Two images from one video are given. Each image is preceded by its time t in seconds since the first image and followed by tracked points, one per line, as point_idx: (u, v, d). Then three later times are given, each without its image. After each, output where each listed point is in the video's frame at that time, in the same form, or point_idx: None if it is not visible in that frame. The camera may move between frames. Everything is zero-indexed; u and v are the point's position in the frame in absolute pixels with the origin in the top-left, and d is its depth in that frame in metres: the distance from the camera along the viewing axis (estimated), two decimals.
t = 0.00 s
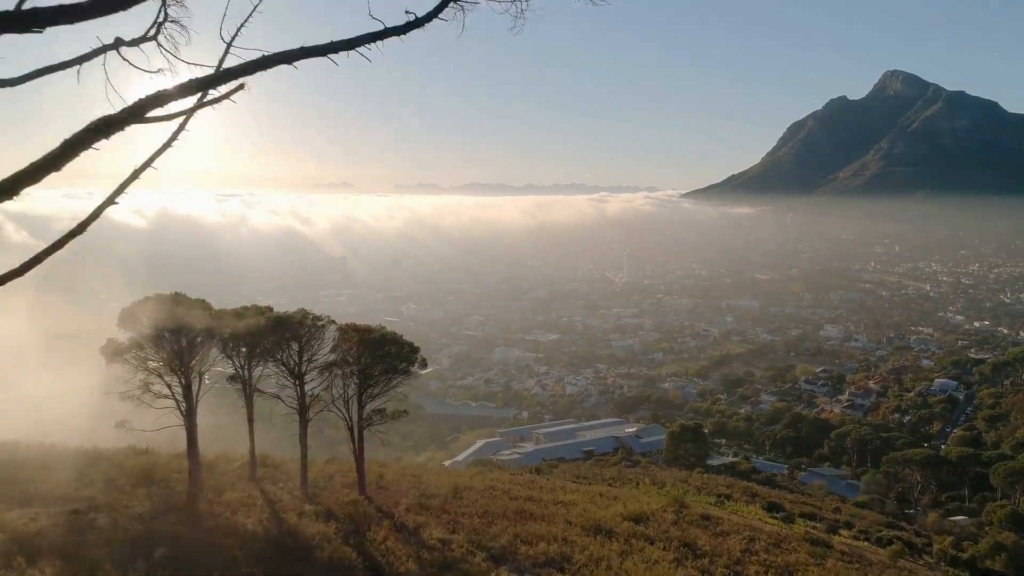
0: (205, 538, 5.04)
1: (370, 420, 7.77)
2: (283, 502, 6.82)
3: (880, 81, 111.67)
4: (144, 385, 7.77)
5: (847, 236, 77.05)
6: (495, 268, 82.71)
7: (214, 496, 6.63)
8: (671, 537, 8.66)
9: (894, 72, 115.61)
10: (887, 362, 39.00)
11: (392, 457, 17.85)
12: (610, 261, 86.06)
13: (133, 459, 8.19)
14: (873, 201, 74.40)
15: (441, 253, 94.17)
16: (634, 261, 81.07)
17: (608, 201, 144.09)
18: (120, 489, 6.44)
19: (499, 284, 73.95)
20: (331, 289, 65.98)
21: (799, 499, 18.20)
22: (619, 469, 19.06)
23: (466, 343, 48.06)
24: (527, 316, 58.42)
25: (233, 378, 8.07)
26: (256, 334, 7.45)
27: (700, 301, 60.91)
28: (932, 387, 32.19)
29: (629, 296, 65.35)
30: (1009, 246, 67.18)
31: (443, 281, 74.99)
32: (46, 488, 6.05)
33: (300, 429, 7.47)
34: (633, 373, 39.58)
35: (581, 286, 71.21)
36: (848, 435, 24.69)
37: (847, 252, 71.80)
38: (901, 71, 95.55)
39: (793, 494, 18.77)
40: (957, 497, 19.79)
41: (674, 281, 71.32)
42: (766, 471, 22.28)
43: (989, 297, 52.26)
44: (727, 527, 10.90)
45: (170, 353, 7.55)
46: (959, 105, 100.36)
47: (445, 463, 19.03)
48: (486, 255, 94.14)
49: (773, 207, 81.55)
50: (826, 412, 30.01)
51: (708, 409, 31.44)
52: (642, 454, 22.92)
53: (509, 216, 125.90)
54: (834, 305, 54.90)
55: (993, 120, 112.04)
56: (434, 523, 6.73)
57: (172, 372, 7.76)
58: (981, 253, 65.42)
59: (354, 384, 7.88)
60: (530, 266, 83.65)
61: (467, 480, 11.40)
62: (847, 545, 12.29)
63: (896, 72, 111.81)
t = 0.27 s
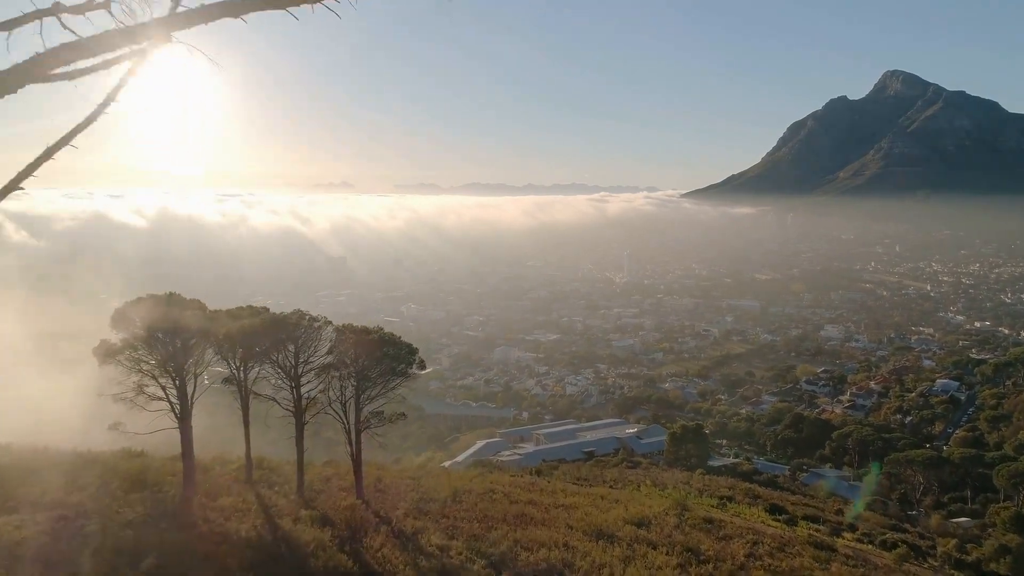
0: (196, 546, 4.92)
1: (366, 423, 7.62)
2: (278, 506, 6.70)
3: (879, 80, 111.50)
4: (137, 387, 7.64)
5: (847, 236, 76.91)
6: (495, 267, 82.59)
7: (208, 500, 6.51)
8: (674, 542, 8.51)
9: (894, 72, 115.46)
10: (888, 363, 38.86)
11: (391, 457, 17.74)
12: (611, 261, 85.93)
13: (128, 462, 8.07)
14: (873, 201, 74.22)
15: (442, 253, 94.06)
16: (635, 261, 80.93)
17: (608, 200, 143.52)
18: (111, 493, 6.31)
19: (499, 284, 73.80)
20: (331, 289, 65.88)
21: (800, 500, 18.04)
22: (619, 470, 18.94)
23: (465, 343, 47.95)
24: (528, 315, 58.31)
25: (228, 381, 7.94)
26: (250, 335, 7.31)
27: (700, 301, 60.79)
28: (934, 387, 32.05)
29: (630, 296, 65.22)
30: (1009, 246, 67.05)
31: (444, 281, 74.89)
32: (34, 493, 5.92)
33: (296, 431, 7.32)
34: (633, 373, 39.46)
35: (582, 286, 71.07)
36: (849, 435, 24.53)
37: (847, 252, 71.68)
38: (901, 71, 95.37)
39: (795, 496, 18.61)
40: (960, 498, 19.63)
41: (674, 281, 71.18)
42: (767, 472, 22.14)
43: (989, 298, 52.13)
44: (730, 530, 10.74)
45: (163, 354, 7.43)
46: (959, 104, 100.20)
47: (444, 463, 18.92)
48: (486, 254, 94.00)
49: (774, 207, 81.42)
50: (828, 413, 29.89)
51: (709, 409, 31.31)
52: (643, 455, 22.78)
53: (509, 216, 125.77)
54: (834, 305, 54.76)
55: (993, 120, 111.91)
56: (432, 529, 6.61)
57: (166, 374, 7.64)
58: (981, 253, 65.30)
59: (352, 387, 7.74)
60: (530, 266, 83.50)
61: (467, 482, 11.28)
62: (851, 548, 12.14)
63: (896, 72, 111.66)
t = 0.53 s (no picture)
0: (185, 556, 4.79)
1: (364, 425, 7.49)
2: (275, 512, 6.58)
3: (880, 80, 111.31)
4: (131, 389, 7.53)
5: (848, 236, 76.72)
6: (496, 268, 82.28)
7: (202, 505, 6.39)
8: (675, 545, 8.41)
9: (894, 73, 115.26)
10: (889, 363, 38.71)
11: (390, 458, 17.63)
12: (611, 261, 85.72)
13: (122, 465, 7.96)
14: (873, 201, 74.03)
15: (442, 253, 93.78)
16: (635, 261, 80.74)
17: (609, 200, 143.31)
18: (103, 498, 6.18)
19: (500, 284, 73.58)
20: (331, 289, 65.83)
21: (803, 502, 17.89)
22: (619, 472, 18.82)
23: (466, 343, 47.84)
24: (528, 316, 58.14)
25: (224, 383, 7.82)
26: (246, 337, 7.19)
27: (701, 301, 60.62)
28: (936, 388, 31.89)
29: (630, 296, 65.07)
30: (1010, 246, 66.82)
31: (444, 281, 74.83)
32: (23, 498, 5.79)
33: (293, 434, 7.22)
34: (634, 373, 39.35)
35: (582, 286, 70.98)
36: (851, 436, 24.39)
37: (848, 252, 71.48)
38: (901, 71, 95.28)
39: (797, 497, 18.49)
40: (962, 499, 19.51)
41: (675, 280, 70.97)
42: (769, 473, 22.00)
43: (990, 297, 51.97)
44: (732, 533, 10.62)
45: (158, 355, 7.32)
46: (959, 105, 99.97)
47: (443, 464, 18.82)
48: (487, 255, 93.76)
49: (774, 207, 81.24)
50: (828, 413, 29.79)
51: (709, 410, 31.20)
52: (644, 456, 22.66)
53: (510, 216, 125.69)
54: (835, 305, 54.59)
55: (993, 120, 111.61)
56: (431, 534, 6.49)
57: (161, 376, 7.53)
58: (982, 253, 65.08)
59: (350, 389, 7.62)
60: (530, 266, 83.25)
61: (466, 485, 11.13)
62: (854, 551, 11.99)
63: (896, 72, 111.52)
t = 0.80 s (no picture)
0: (174, 567, 4.63)
1: (362, 429, 7.34)
2: (270, 518, 6.44)
3: (880, 80, 111.11)
4: (125, 392, 7.40)
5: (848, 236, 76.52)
6: (496, 268, 82.10)
7: (195, 512, 6.23)
8: (678, 550, 8.26)
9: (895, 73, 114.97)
10: (890, 363, 38.53)
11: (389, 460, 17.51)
12: (612, 261, 85.57)
13: (116, 469, 7.83)
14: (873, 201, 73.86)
15: (442, 253, 93.63)
16: (636, 261, 80.57)
17: (609, 200, 143.22)
18: (93, 506, 6.03)
19: (501, 284, 73.40)
20: (331, 289, 65.70)
21: (805, 503, 17.74)
22: (619, 474, 18.69)
23: (467, 344, 47.74)
24: (528, 316, 58.00)
25: (220, 385, 7.68)
26: (242, 339, 7.06)
27: (701, 301, 60.47)
28: (938, 388, 31.71)
29: (631, 296, 64.92)
30: (1011, 245, 66.58)
31: (444, 281, 74.64)
32: (9, 504, 5.63)
33: (289, 437, 7.08)
34: (634, 373, 39.22)
35: (582, 286, 70.82)
36: (853, 437, 24.22)
37: (848, 251, 71.29)
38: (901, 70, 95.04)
39: (799, 499, 18.34)
40: (965, 500, 19.34)
41: (675, 280, 70.80)
42: (771, 475, 21.85)
43: (991, 297, 51.77)
44: (735, 536, 10.47)
45: (152, 356, 7.19)
46: (960, 105, 99.73)
47: (442, 466, 18.69)
48: (487, 254, 93.60)
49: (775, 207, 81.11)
50: (829, 413, 29.63)
51: (710, 411, 31.06)
52: (645, 457, 22.52)
53: (510, 216, 125.47)
54: (835, 305, 54.41)
55: (994, 120, 111.35)
56: (430, 540, 6.34)
57: (155, 378, 7.39)
58: (983, 253, 64.85)
59: (348, 392, 7.48)
60: (530, 266, 83.09)
61: (466, 488, 10.96)
62: (857, 554, 11.84)
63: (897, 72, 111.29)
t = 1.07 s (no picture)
0: None
1: (360, 432, 7.20)
2: (266, 523, 6.30)
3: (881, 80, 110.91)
4: (118, 395, 7.26)
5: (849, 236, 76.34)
6: (496, 268, 81.95)
7: (188, 519, 6.09)
8: (681, 556, 8.09)
9: (896, 72, 114.64)
10: (891, 363, 38.37)
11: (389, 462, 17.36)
12: (612, 261, 85.42)
13: (110, 473, 7.72)
14: (874, 201, 73.67)
15: (442, 253, 93.45)
16: (636, 261, 80.39)
17: (610, 200, 143.02)
18: (82, 514, 5.88)
19: (501, 284, 73.23)
20: (330, 289, 65.54)
21: (807, 505, 17.58)
22: (619, 475, 18.56)
23: (467, 343, 47.60)
24: (529, 316, 57.85)
25: (214, 388, 7.56)
26: (236, 341, 6.93)
27: (701, 301, 60.31)
28: (939, 389, 31.55)
29: (631, 296, 64.77)
30: (1012, 245, 66.37)
31: (444, 281, 74.52)
32: None
33: (285, 441, 6.94)
34: (635, 373, 39.08)
35: (582, 286, 70.68)
36: (855, 438, 24.06)
37: (849, 251, 71.12)
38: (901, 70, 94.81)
39: (800, 500, 18.19)
40: (968, 501, 19.17)
41: (676, 280, 70.62)
42: (772, 476, 21.70)
43: (992, 297, 51.60)
44: (738, 540, 10.31)
45: (145, 358, 7.08)
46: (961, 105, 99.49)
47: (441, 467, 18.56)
48: (487, 254, 93.42)
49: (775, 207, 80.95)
50: (831, 414, 29.47)
51: (711, 411, 30.90)
52: (645, 458, 22.39)
53: (510, 215, 125.33)
54: (836, 305, 54.23)
55: (994, 120, 111.10)
56: (429, 547, 6.20)
57: (149, 380, 7.29)
58: (983, 253, 64.66)
59: (345, 395, 7.34)
60: (530, 266, 82.93)
61: (467, 491, 10.79)
62: (861, 558, 11.69)
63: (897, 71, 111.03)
